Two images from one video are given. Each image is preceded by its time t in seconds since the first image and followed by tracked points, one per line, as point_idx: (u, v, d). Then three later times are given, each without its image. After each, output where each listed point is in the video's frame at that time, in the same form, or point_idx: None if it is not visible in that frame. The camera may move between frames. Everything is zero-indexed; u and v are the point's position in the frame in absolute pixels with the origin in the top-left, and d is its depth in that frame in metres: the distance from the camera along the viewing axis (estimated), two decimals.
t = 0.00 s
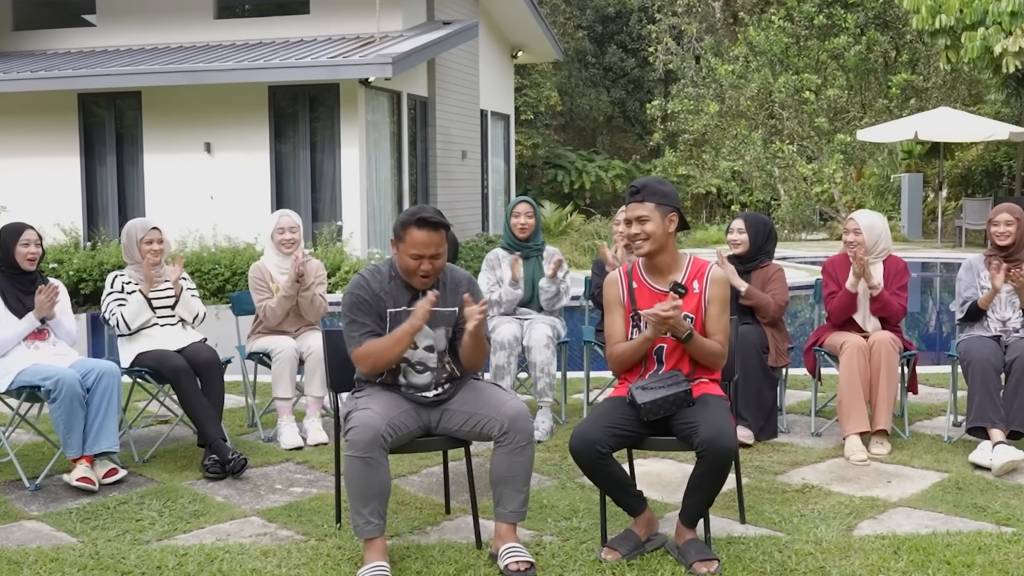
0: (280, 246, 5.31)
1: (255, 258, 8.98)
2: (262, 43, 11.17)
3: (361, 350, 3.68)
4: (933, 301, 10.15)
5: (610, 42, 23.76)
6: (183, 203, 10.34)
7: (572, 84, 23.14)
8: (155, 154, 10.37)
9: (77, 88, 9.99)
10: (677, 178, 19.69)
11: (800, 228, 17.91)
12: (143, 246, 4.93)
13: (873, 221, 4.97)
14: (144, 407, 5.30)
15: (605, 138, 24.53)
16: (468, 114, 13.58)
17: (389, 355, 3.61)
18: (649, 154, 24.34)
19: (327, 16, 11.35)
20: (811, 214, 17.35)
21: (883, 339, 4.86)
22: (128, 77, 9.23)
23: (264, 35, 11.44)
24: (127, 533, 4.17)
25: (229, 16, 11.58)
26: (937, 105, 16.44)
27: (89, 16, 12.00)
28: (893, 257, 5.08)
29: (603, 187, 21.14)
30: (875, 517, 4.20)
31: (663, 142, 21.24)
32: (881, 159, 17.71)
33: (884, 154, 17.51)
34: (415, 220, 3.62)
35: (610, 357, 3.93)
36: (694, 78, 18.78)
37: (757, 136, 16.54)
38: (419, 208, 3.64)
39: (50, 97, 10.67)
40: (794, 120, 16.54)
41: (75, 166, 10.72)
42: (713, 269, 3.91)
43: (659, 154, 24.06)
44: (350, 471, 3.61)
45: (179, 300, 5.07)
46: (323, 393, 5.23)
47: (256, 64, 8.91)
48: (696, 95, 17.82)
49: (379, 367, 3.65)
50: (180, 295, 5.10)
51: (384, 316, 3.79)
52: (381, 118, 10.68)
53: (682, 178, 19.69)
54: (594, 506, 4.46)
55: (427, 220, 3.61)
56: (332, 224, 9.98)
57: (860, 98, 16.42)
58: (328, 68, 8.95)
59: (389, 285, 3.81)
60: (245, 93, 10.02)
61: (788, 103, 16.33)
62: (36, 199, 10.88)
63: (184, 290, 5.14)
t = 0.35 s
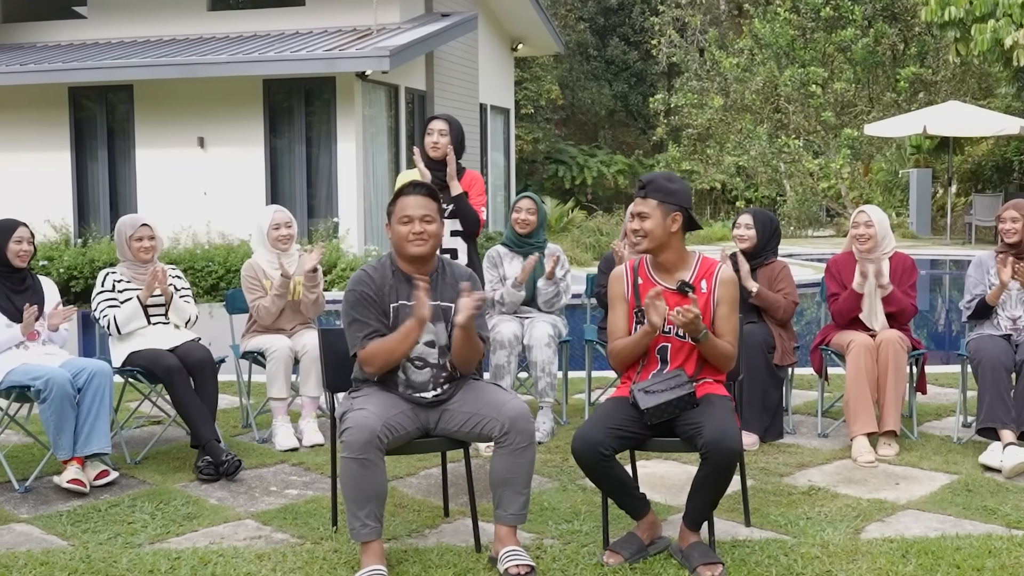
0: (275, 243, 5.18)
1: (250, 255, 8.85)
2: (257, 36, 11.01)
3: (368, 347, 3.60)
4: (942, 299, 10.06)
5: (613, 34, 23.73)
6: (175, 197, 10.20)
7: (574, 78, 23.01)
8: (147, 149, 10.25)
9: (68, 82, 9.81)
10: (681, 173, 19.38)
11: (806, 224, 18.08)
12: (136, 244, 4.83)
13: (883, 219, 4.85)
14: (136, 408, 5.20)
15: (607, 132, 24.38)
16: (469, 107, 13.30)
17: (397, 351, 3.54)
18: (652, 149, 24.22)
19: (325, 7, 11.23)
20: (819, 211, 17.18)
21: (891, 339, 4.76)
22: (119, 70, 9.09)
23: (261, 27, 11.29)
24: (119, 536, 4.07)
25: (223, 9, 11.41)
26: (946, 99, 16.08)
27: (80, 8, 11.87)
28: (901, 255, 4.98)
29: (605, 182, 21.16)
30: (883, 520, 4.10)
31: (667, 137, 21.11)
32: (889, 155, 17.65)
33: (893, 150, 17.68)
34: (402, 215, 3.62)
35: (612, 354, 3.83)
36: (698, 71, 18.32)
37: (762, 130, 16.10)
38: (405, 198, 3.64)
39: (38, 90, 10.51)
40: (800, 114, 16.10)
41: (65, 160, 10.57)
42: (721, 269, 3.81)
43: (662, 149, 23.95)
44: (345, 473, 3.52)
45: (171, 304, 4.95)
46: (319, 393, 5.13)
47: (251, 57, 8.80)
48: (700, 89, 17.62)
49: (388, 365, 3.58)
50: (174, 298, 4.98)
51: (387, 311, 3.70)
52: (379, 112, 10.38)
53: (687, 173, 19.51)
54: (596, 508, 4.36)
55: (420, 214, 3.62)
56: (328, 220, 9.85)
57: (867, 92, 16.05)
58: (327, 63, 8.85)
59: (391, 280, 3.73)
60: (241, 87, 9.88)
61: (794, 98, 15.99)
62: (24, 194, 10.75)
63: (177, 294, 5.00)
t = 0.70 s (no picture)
0: (269, 240, 5.09)
1: (244, 252, 8.68)
2: (250, 29, 10.81)
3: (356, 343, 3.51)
4: (951, 297, 9.94)
5: (615, 27, 23.35)
6: (168, 192, 10.05)
7: (575, 71, 22.81)
8: (139, 144, 10.09)
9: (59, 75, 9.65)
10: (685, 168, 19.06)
11: (812, 221, 17.62)
12: (128, 240, 4.73)
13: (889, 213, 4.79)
14: (128, 408, 5.10)
15: (610, 127, 24.15)
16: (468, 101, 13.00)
17: (384, 347, 3.44)
18: (655, 143, 24.01)
19: None
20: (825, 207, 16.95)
21: (899, 338, 4.66)
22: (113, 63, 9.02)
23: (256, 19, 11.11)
24: (110, 540, 3.97)
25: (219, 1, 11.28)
26: (955, 93, 15.61)
27: None
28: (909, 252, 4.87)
29: (607, 177, 21.03)
30: (891, 523, 4.00)
31: (670, 132, 20.89)
32: (896, 148, 16.84)
33: (900, 145, 16.70)
34: (399, 217, 3.54)
35: (614, 354, 3.73)
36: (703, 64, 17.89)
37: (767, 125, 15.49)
38: (404, 199, 3.54)
39: (31, 83, 10.41)
40: (805, 108, 15.39)
41: (56, 154, 10.43)
42: (727, 267, 3.71)
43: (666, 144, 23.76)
44: (342, 475, 3.42)
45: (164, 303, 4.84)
46: (315, 394, 5.03)
47: (245, 50, 8.70)
48: (704, 82, 17.26)
49: (377, 364, 3.48)
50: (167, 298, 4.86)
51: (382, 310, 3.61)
52: (376, 106, 10.23)
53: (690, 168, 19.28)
54: (598, 511, 4.26)
55: (417, 216, 3.54)
56: (324, 216, 9.71)
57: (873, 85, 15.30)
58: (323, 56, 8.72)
59: (387, 279, 3.64)
60: (235, 81, 9.74)
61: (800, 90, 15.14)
62: (16, 189, 10.63)
63: (170, 292, 4.89)
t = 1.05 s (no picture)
0: (264, 237, 5.00)
1: (239, 249, 8.57)
2: (245, 22, 10.66)
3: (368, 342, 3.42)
4: (960, 296, 9.82)
5: (617, 20, 23.17)
6: (162, 189, 9.91)
7: (576, 64, 22.61)
8: (132, 139, 9.96)
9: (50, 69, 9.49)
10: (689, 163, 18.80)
11: (818, 218, 17.21)
12: (120, 237, 4.64)
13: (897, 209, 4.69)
14: (120, 408, 5.00)
15: (612, 121, 23.91)
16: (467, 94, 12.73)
17: (402, 351, 3.36)
18: (658, 138, 23.80)
19: None
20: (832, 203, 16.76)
21: (907, 336, 4.58)
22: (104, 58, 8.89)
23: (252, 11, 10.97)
24: (101, 543, 3.88)
25: None
26: (965, 87, 15.18)
27: None
28: (916, 249, 4.77)
29: (609, 173, 20.81)
30: (899, 525, 3.92)
31: (673, 127, 20.72)
32: (905, 145, 17.09)
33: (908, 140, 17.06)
34: (393, 213, 3.45)
35: (615, 351, 3.65)
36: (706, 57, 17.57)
37: (773, 120, 15.33)
38: (398, 194, 3.45)
39: (19, 77, 10.25)
40: (812, 102, 15.43)
41: (46, 149, 10.28)
42: (731, 264, 3.61)
43: (668, 139, 23.57)
44: (338, 476, 3.34)
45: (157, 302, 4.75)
46: (310, 393, 4.95)
47: (240, 44, 8.61)
48: (708, 75, 16.92)
49: (389, 364, 3.40)
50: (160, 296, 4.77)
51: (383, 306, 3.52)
52: (373, 100, 10.12)
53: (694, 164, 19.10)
54: (600, 514, 4.17)
55: (411, 214, 3.44)
56: (320, 213, 9.56)
57: (882, 80, 15.26)
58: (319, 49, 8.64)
59: (385, 275, 3.55)
60: (230, 74, 9.60)
61: (806, 85, 15.20)
62: (7, 184, 10.50)
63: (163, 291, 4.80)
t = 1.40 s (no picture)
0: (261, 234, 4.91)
1: (233, 246, 8.46)
2: (242, 14, 10.53)
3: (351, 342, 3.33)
4: (969, 294, 9.69)
5: (619, 13, 22.99)
6: (155, 185, 9.78)
7: (577, 58, 22.44)
8: (125, 134, 9.83)
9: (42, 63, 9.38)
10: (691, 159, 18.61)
11: (824, 214, 17.10)
12: (114, 234, 4.55)
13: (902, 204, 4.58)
14: (112, 409, 4.91)
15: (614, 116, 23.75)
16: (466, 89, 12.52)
17: (379, 344, 3.26)
18: (661, 134, 23.62)
19: None
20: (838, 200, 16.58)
21: (915, 336, 4.48)
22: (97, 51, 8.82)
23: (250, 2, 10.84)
24: (93, 546, 3.79)
25: None
26: (974, 80, 14.87)
27: None
28: (924, 247, 4.68)
29: (610, 169, 20.66)
30: (907, 528, 3.83)
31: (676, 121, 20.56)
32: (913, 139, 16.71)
33: (917, 134, 16.65)
34: (382, 210, 3.38)
35: (618, 351, 3.55)
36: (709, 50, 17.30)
37: (777, 114, 15.12)
38: (388, 191, 3.38)
39: (12, 70, 10.14)
40: (818, 97, 15.03)
41: (39, 144, 10.17)
42: (735, 263, 3.51)
43: (671, 135, 23.40)
44: (334, 479, 3.26)
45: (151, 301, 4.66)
46: (306, 394, 4.86)
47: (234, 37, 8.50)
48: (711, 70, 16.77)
49: (372, 362, 3.30)
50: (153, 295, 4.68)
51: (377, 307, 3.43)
52: (370, 94, 10.01)
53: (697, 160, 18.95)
54: (602, 516, 4.08)
55: (398, 211, 3.36)
56: (317, 209, 9.40)
57: (890, 73, 15.04)
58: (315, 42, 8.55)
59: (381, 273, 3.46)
60: (224, 68, 9.46)
61: (812, 79, 14.84)
62: None
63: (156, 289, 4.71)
